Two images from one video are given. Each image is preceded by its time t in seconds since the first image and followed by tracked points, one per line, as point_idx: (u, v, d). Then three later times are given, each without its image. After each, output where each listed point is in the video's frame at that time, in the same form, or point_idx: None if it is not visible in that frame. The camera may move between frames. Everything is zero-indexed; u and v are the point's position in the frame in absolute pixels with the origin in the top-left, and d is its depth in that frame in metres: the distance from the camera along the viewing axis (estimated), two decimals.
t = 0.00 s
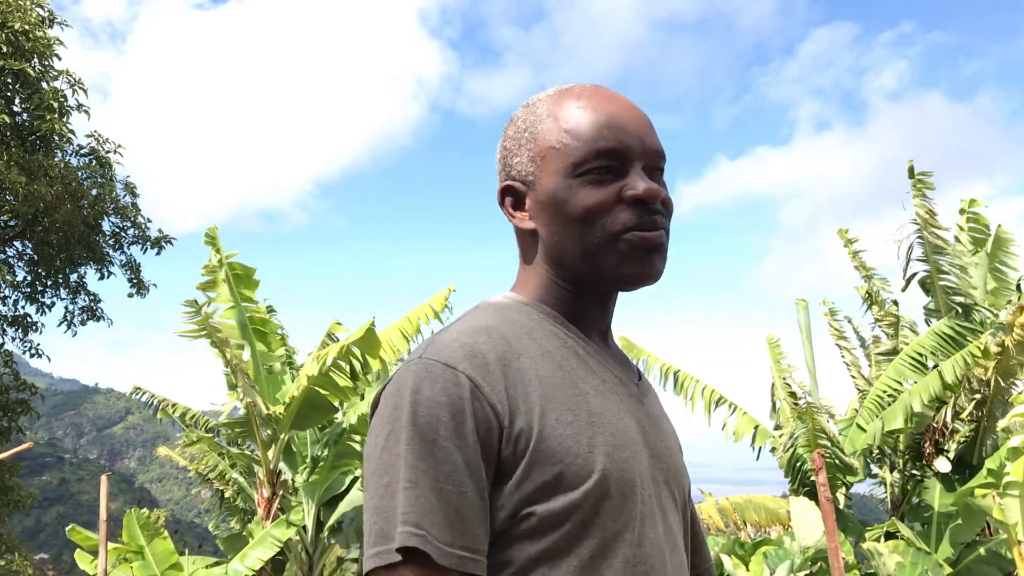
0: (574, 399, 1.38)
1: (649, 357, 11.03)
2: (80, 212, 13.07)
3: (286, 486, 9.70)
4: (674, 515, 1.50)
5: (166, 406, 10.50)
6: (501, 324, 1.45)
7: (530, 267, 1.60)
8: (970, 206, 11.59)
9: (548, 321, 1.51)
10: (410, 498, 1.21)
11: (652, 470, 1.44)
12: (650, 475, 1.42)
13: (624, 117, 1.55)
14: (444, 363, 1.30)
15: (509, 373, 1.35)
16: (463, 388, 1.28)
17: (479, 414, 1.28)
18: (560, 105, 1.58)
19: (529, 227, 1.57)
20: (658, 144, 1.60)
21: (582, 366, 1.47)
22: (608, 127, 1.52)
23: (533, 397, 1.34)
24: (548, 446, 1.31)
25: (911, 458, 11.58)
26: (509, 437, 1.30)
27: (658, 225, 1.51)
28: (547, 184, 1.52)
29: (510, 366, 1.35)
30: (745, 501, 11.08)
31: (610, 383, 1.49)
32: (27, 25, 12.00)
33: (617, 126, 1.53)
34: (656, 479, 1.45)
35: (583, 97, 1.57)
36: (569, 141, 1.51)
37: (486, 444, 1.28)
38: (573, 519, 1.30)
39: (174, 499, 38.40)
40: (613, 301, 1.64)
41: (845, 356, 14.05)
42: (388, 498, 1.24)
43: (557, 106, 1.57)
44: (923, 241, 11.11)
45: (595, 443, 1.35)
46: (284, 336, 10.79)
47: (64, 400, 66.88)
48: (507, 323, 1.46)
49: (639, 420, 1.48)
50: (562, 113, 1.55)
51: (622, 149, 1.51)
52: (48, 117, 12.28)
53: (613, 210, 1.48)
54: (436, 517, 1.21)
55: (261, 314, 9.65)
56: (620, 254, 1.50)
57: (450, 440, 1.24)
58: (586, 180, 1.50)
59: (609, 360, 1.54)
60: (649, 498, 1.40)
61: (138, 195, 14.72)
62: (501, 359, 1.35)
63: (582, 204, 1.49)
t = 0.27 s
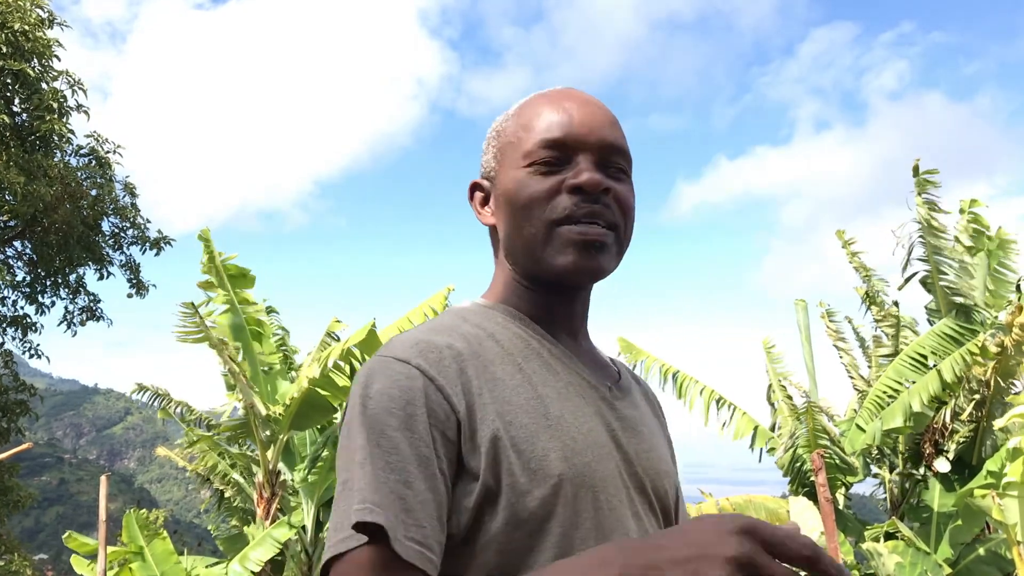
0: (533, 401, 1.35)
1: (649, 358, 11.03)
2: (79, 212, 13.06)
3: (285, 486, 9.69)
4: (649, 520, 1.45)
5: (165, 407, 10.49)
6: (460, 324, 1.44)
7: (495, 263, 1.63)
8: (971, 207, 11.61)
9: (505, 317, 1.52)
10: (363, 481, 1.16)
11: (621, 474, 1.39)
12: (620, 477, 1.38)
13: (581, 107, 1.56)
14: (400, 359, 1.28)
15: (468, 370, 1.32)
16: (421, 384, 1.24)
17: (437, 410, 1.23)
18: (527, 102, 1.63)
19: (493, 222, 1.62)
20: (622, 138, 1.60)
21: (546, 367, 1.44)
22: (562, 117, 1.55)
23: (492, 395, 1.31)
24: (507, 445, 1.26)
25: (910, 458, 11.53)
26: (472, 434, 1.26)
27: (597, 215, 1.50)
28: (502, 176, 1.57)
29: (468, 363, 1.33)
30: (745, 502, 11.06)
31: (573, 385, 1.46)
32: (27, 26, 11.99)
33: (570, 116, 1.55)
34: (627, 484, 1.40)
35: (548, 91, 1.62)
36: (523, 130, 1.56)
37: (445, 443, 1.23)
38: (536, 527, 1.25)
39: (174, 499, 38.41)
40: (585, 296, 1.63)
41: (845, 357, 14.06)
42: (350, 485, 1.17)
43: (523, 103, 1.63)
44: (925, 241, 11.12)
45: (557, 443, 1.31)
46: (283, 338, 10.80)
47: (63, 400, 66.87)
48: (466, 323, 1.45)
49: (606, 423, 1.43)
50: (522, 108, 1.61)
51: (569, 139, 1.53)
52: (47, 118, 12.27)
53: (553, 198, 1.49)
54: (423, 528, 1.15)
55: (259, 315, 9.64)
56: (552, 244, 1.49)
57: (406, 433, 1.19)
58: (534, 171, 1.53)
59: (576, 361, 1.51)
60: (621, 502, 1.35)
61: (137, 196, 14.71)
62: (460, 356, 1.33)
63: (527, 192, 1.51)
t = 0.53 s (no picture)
0: (497, 399, 1.37)
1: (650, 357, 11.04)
2: (80, 213, 13.06)
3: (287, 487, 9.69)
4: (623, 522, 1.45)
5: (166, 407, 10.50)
6: (439, 313, 1.48)
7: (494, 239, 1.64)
8: (970, 206, 11.60)
9: (485, 303, 1.55)
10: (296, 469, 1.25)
11: (589, 476, 1.40)
12: (586, 481, 1.39)
13: (605, 89, 1.60)
14: (360, 341, 1.36)
15: (434, 360, 1.39)
16: (375, 369, 1.32)
17: (384, 395, 1.31)
18: (544, 79, 1.66)
19: (501, 191, 1.60)
20: (642, 125, 1.63)
21: (524, 360, 1.45)
22: (585, 96, 1.58)
23: (453, 389, 1.36)
24: (453, 441, 1.33)
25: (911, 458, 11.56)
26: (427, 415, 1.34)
27: (626, 196, 1.51)
28: (519, 147, 1.58)
29: (434, 353, 1.39)
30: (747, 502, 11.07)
31: (549, 381, 1.44)
32: (27, 27, 12.00)
33: (597, 96, 1.59)
34: (596, 489, 1.41)
35: (568, 70, 1.65)
36: (544, 103, 1.58)
37: (395, 428, 1.32)
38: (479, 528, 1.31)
39: (174, 500, 38.38)
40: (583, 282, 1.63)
41: (845, 357, 14.06)
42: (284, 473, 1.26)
43: (542, 78, 1.65)
44: (925, 242, 11.13)
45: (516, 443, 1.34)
46: (284, 338, 10.80)
47: (64, 401, 66.83)
48: (442, 307, 1.51)
49: (583, 423, 1.43)
50: (543, 83, 1.63)
51: (596, 116, 1.55)
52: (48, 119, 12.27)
53: (585, 173, 1.50)
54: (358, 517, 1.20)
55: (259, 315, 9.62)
56: (582, 219, 1.49)
57: (352, 416, 1.28)
58: (557, 146, 1.54)
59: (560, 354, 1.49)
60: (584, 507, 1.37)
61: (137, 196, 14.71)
62: (425, 344, 1.39)
63: (553, 165, 1.52)
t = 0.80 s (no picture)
0: (474, 410, 1.41)
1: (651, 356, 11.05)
2: (81, 213, 13.07)
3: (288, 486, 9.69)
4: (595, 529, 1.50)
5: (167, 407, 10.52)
6: (419, 315, 1.53)
7: (492, 220, 1.68)
8: (973, 205, 11.59)
9: (465, 302, 1.59)
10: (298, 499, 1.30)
11: (563, 484, 1.44)
12: (559, 489, 1.43)
13: (634, 96, 1.71)
14: (341, 353, 1.39)
15: (415, 369, 1.42)
16: (367, 389, 1.35)
17: (381, 422, 1.34)
18: (575, 72, 1.74)
19: (514, 163, 1.66)
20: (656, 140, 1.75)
21: (502, 367, 1.48)
22: (616, 95, 1.68)
23: (433, 402, 1.40)
24: (431, 456, 1.37)
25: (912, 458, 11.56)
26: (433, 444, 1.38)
27: (636, 193, 1.61)
28: (543, 127, 1.65)
29: (415, 364, 1.43)
30: (748, 502, 11.10)
31: (525, 386, 1.48)
32: (28, 27, 12.01)
33: (626, 97, 1.69)
34: (569, 497, 1.45)
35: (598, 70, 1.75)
36: (576, 91, 1.67)
37: (395, 452, 1.35)
38: (450, 543, 1.35)
39: (175, 499, 38.39)
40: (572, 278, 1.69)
41: (846, 357, 14.05)
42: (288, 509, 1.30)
43: (575, 70, 1.74)
44: (924, 242, 11.12)
45: (492, 456, 1.38)
46: (284, 337, 10.79)
47: (65, 401, 66.85)
48: (421, 310, 1.55)
49: (559, 431, 1.48)
50: (577, 74, 1.71)
51: (625, 116, 1.66)
52: (48, 119, 12.28)
53: (606, 165, 1.59)
54: (342, 531, 1.26)
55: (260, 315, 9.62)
56: (591, 206, 1.57)
57: (356, 449, 1.32)
58: (581, 134, 1.63)
59: (538, 358, 1.54)
60: (555, 517, 1.41)
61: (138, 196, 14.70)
62: (408, 355, 1.43)
63: (576, 150, 1.60)
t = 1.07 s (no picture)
0: (455, 420, 1.41)
1: (652, 355, 11.06)
2: (81, 212, 13.06)
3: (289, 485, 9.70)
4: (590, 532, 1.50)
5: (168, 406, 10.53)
6: (397, 327, 1.52)
7: (452, 225, 1.69)
8: (974, 205, 11.60)
9: (443, 311, 1.59)
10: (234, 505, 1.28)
11: (554, 489, 1.44)
12: (548, 495, 1.43)
13: (574, 78, 1.71)
14: (308, 367, 1.38)
15: (392, 382, 1.42)
16: (321, 401, 1.34)
17: (338, 431, 1.33)
18: (515, 61, 1.75)
19: (465, 164, 1.67)
20: (605, 119, 1.74)
21: (483, 376, 1.49)
22: (556, 81, 1.68)
23: (413, 416, 1.39)
24: (411, 471, 1.35)
25: (912, 458, 11.57)
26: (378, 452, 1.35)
27: (585, 179, 1.60)
28: (487, 124, 1.66)
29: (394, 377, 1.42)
30: (749, 502, 11.08)
31: (508, 393, 1.49)
32: (29, 27, 12.02)
33: (564, 83, 1.69)
34: (561, 502, 1.45)
35: (538, 56, 1.75)
36: (514, 84, 1.67)
37: (364, 468, 1.34)
38: (443, 560, 1.33)
39: (176, 499, 38.40)
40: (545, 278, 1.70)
41: (846, 356, 14.06)
42: (223, 511, 1.28)
43: (514, 61, 1.74)
44: (924, 242, 11.12)
45: (478, 467, 1.38)
46: (285, 336, 10.79)
47: (65, 401, 66.85)
48: (394, 324, 1.53)
49: (545, 435, 1.48)
50: (514, 65, 1.72)
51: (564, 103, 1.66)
52: (50, 118, 12.29)
53: (550, 155, 1.60)
54: (255, 537, 1.23)
55: (261, 314, 9.61)
56: (539, 200, 1.58)
57: (293, 452, 1.29)
58: (524, 127, 1.63)
59: (518, 364, 1.54)
60: (547, 524, 1.41)
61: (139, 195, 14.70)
62: (384, 368, 1.43)
63: (519, 145, 1.60)
